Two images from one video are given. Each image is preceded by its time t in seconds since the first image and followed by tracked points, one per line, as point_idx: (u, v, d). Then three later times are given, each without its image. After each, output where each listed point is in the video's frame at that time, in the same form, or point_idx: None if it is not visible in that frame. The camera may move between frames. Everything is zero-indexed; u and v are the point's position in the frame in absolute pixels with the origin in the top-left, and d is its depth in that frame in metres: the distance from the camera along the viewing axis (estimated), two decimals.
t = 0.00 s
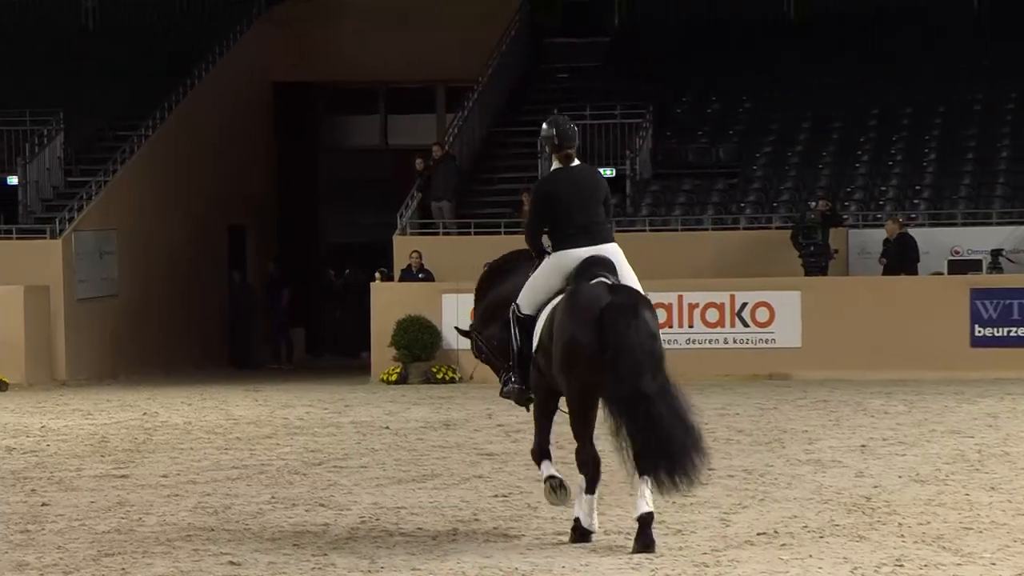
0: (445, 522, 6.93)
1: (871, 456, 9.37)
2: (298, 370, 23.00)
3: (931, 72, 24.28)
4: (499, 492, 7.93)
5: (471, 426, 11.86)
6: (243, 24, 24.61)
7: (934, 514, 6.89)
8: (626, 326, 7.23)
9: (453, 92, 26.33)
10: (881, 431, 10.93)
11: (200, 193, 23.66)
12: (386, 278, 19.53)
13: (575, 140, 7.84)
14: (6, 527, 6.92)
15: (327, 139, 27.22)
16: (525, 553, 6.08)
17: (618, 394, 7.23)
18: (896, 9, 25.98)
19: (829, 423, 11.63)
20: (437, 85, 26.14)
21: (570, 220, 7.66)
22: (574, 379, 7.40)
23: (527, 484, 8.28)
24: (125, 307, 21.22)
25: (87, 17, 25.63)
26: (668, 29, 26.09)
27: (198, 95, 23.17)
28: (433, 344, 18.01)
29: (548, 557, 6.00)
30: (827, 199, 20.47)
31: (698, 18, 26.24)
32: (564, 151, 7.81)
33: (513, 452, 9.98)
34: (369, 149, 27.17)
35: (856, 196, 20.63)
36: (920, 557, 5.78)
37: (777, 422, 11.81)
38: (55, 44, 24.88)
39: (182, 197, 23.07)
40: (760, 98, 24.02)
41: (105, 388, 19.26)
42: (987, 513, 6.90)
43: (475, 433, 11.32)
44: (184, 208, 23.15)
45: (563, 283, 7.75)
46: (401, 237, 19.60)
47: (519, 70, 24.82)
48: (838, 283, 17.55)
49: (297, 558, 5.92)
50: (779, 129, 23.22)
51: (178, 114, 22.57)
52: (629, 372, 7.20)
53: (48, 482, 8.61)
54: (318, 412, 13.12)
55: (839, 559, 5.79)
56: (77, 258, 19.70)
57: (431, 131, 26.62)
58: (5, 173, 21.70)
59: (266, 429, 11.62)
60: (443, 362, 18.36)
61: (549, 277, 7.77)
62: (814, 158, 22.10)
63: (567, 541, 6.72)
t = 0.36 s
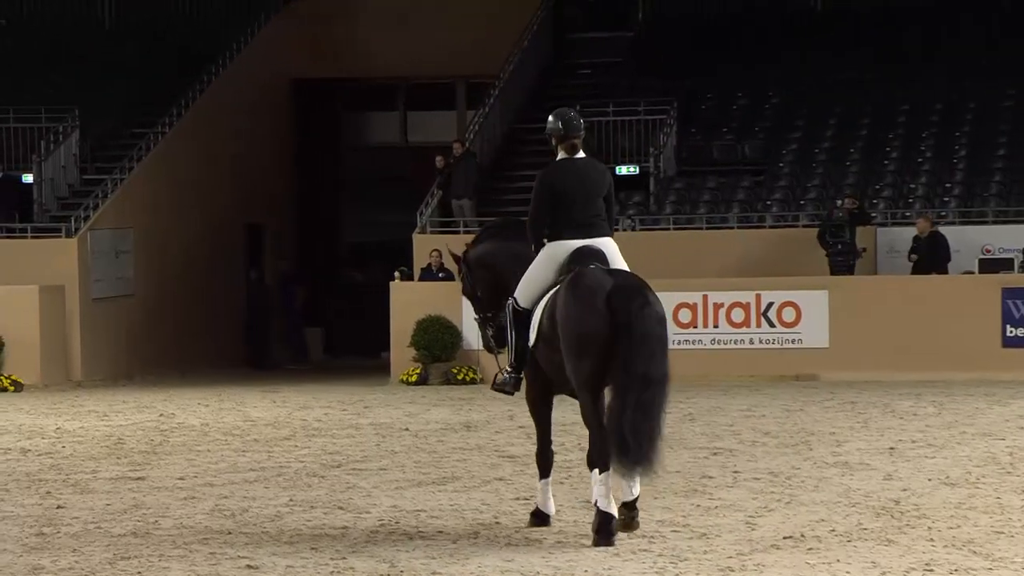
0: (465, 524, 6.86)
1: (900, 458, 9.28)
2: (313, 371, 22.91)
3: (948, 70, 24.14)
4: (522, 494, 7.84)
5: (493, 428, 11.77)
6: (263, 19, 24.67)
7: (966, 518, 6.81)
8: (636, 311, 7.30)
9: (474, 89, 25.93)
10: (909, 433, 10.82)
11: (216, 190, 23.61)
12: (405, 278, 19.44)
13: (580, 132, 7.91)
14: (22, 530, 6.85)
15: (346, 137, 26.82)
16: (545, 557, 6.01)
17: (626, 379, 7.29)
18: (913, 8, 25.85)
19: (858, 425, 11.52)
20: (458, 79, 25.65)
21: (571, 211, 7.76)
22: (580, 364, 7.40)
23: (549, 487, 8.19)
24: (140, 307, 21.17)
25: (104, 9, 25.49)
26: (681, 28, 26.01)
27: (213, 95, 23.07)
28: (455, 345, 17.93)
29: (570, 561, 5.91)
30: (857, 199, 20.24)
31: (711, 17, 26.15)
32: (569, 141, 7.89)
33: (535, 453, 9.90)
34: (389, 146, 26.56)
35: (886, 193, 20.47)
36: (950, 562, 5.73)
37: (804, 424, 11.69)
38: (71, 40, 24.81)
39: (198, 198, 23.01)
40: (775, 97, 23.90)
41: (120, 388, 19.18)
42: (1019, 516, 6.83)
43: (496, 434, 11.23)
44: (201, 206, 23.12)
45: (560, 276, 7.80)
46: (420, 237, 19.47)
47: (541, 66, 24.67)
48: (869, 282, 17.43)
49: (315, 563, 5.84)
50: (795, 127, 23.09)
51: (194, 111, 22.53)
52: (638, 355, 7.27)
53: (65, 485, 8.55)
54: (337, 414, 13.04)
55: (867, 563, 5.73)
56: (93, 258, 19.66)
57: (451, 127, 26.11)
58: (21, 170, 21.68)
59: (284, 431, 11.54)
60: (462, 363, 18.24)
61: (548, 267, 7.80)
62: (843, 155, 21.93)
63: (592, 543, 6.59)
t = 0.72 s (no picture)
0: (488, 528, 6.81)
1: (930, 461, 9.18)
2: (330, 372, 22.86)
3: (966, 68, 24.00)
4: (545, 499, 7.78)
5: (515, 430, 11.69)
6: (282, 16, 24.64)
7: (998, 521, 6.75)
8: (641, 314, 7.24)
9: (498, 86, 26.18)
10: (939, 436, 10.72)
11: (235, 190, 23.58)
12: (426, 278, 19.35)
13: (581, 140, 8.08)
14: (41, 533, 6.81)
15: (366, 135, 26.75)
16: (570, 561, 5.95)
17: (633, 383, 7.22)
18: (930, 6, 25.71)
19: (887, 427, 11.42)
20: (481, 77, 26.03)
21: (568, 218, 7.86)
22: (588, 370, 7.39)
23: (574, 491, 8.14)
24: (158, 307, 21.16)
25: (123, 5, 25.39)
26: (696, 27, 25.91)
27: (231, 93, 23.01)
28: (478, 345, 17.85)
29: (595, 565, 5.84)
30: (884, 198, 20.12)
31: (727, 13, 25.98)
32: (568, 151, 8.05)
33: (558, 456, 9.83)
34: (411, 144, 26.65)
35: (914, 191, 20.36)
36: (981, 566, 5.69)
37: (832, 426, 11.59)
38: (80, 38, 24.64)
39: (216, 198, 22.97)
40: (795, 95, 23.73)
41: (139, 389, 19.18)
42: None
43: (519, 437, 11.16)
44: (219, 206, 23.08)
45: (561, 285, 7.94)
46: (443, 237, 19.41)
47: (563, 65, 24.52)
48: (897, 282, 17.38)
49: (334, 567, 5.78)
50: (814, 125, 22.95)
51: (212, 111, 22.44)
52: (644, 358, 7.21)
53: (85, 487, 8.50)
54: (358, 416, 12.97)
55: (897, 568, 5.70)
56: (111, 258, 19.65)
57: (476, 126, 26.33)
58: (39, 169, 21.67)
59: (305, 432, 11.48)
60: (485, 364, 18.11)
61: (550, 275, 7.92)
62: (870, 153, 21.79)
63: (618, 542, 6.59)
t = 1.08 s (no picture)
0: (510, 531, 6.77)
1: (959, 463, 9.13)
2: (346, 372, 22.84)
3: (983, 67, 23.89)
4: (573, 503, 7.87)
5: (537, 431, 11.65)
6: (300, 14, 24.67)
7: None
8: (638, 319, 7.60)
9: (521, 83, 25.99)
10: (967, 437, 10.66)
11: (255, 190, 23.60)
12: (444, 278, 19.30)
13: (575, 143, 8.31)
14: (59, 534, 6.76)
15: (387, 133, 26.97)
16: (594, 564, 5.89)
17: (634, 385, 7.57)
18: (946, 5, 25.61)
19: (914, 428, 11.37)
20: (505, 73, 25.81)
21: (568, 220, 8.11)
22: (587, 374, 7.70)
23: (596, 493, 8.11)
24: (177, 309, 21.16)
25: (140, 2, 25.30)
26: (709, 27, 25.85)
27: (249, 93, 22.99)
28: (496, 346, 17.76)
29: (618, 568, 5.78)
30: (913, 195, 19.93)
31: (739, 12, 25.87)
32: (563, 153, 8.27)
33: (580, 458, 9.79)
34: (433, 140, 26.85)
35: (943, 188, 20.21)
36: (1010, 568, 5.65)
37: (858, 428, 11.53)
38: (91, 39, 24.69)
39: (237, 198, 22.99)
40: (820, 92, 23.67)
41: (156, 389, 19.16)
42: None
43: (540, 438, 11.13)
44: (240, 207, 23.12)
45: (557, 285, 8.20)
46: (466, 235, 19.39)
47: (582, 63, 24.40)
48: (923, 284, 17.33)
49: (353, 569, 5.72)
50: (840, 122, 22.83)
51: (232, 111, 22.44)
52: (644, 361, 7.56)
53: (103, 488, 8.46)
54: (378, 417, 12.93)
55: (925, 570, 5.65)
56: (129, 258, 19.62)
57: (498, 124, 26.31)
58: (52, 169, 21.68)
59: (326, 434, 11.44)
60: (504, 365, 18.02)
61: (548, 275, 8.19)
62: (898, 150, 21.65)
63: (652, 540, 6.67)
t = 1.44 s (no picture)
0: (537, 531, 6.75)
1: (991, 464, 9.09)
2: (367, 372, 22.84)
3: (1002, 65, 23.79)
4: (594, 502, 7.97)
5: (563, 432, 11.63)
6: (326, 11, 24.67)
7: None
8: (640, 307, 7.63)
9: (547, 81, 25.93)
10: (999, 438, 10.62)
11: (281, 189, 23.65)
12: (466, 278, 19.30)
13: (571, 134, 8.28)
14: (84, 534, 6.75)
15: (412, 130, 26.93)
16: (620, 565, 5.86)
17: (634, 371, 7.62)
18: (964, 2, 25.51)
19: (945, 429, 11.33)
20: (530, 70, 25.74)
21: (558, 210, 8.11)
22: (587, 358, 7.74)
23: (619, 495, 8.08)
24: (202, 308, 21.19)
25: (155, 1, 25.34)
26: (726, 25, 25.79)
27: (275, 92, 23.01)
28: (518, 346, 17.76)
29: (647, 569, 5.76)
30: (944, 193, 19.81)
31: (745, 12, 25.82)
32: (559, 142, 8.25)
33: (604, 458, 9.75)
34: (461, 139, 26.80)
35: (974, 186, 20.11)
36: None
37: (887, 428, 11.49)
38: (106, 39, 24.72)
39: (263, 196, 23.04)
40: (848, 90, 23.58)
41: (180, 389, 19.18)
42: None
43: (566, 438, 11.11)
44: (266, 205, 23.16)
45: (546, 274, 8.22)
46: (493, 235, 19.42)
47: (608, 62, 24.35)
48: (954, 285, 17.24)
49: (380, 571, 5.69)
50: (870, 120, 22.71)
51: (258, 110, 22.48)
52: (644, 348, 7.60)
53: (129, 488, 8.45)
54: (404, 417, 12.92)
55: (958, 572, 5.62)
56: (154, 258, 19.61)
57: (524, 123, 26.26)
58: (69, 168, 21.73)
59: (353, 434, 11.43)
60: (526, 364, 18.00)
61: (536, 265, 8.21)
62: (928, 149, 21.56)
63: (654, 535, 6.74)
